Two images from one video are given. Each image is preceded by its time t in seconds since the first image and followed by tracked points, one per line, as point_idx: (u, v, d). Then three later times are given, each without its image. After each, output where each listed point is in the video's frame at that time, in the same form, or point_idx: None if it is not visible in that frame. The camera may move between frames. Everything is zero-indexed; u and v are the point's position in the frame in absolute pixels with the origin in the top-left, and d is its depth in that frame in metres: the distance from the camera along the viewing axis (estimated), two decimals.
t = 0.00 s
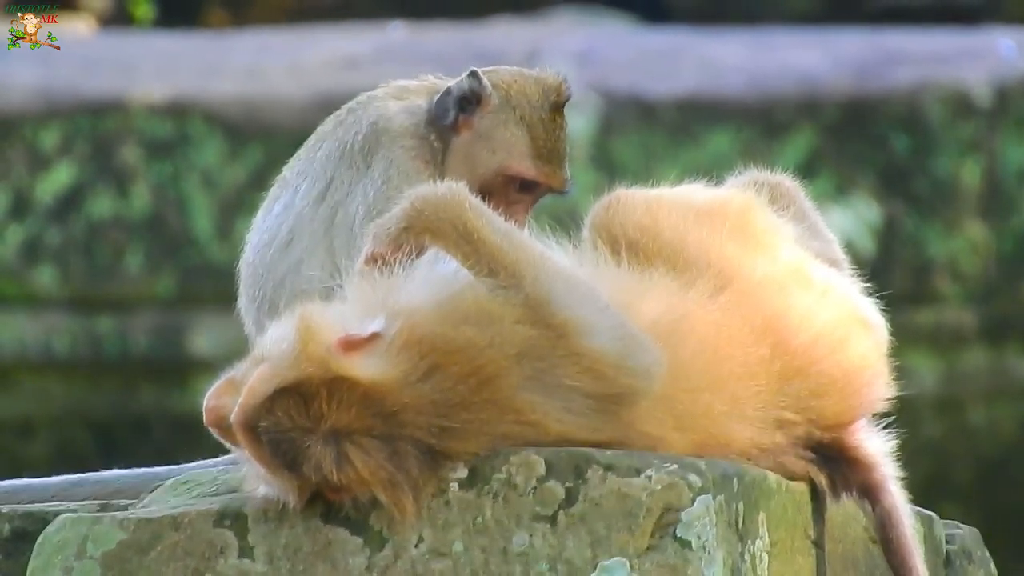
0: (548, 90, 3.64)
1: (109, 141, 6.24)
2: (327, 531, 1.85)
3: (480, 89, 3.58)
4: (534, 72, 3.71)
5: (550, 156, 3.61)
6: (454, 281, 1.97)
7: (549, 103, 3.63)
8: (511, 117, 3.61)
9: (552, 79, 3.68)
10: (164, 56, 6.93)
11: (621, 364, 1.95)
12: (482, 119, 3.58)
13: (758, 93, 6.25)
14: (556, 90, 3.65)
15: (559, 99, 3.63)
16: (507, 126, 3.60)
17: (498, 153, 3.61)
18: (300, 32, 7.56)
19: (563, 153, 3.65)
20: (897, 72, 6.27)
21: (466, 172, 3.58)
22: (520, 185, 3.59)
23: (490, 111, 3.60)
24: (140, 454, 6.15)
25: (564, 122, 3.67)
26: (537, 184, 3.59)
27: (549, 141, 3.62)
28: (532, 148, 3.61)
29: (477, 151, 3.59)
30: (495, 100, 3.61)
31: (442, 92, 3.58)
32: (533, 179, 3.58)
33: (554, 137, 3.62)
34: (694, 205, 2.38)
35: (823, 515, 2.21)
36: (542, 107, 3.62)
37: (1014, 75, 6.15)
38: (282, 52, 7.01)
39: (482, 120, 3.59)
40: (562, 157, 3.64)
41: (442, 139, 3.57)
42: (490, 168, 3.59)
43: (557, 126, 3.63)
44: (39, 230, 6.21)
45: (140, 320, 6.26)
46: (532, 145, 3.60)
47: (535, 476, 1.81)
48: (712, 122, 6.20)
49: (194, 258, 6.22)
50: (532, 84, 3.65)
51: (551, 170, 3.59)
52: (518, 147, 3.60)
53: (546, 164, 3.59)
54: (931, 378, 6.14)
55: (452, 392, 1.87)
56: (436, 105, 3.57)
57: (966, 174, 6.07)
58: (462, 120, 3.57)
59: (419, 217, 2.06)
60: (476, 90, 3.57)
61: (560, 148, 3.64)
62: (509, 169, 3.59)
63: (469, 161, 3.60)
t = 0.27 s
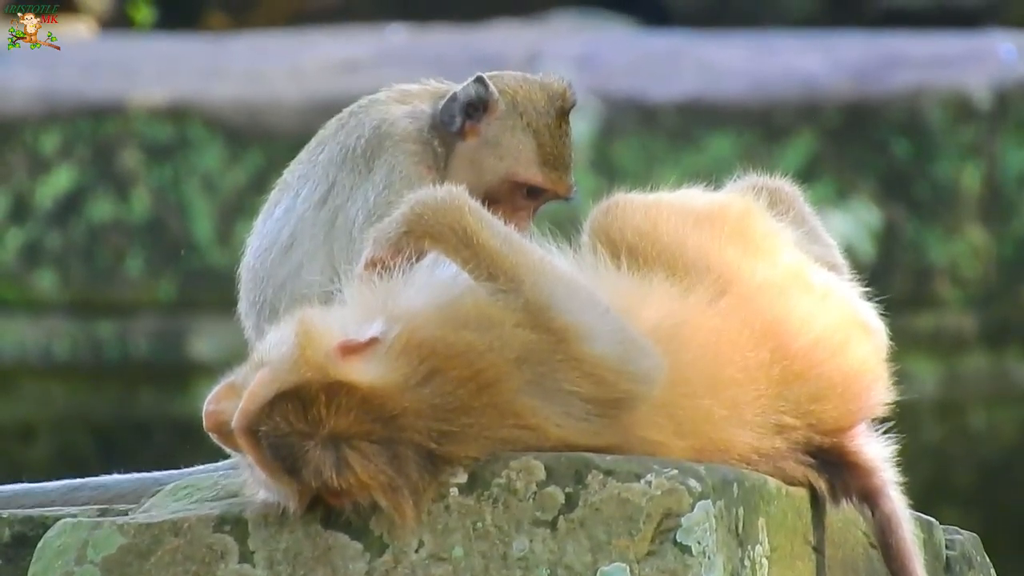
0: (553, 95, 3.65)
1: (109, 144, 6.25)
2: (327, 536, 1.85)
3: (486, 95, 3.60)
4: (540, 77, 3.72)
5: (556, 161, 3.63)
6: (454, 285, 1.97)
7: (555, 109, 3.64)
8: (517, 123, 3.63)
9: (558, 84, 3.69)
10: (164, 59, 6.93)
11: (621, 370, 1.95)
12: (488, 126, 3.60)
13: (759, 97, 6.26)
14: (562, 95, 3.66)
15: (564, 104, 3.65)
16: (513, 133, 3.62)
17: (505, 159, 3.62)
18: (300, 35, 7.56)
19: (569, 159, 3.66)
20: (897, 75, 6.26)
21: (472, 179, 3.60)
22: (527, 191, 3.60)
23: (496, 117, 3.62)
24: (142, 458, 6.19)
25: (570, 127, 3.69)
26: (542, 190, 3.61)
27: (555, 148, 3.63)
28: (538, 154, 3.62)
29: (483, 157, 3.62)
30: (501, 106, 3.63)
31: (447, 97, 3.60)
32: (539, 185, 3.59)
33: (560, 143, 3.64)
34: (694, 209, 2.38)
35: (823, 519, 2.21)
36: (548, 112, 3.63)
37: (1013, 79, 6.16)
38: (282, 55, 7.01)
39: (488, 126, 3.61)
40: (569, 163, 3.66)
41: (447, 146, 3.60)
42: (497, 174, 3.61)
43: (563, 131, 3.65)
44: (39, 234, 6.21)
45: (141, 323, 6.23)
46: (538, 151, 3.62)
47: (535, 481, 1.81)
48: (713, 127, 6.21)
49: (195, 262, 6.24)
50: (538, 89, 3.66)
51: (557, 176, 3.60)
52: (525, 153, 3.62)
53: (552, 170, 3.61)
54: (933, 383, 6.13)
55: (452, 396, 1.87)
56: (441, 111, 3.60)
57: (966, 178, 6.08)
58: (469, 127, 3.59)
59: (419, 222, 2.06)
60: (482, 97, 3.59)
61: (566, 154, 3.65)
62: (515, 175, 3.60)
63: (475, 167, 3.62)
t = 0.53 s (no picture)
0: (570, 106, 3.73)
1: (109, 145, 6.25)
2: (327, 536, 1.85)
3: (504, 103, 3.67)
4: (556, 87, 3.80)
5: (572, 172, 3.71)
6: (454, 286, 1.97)
7: (572, 119, 3.72)
8: (536, 132, 3.70)
9: (574, 94, 3.77)
10: (164, 60, 6.93)
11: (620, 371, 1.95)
12: (506, 133, 3.66)
13: (760, 98, 6.25)
14: (579, 106, 3.74)
15: (581, 115, 3.73)
16: (531, 141, 3.69)
17: (522, 166, 3.68)
18: (300, 36, 7.56)
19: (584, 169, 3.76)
20: (897, 77, 6.26)
21: (489, 184, 3.66)
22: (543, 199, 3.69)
23: (514, 125, 3.68)
24: (140, 460, 6.20)
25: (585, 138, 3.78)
26: (558, 200, 3.69)
27: (571, 158, 3.72)
28: (554, 163, 3.71)
29: (500, 164, 3.68)
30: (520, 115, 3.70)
31: (466, 104, 3.67)
32: (556, 195, 3.68)
33: (576, 153, 3.73)
34: (692, 211, 2.38)
35: (823, 520, 2.20)
36: (565, 122, 3.71)
37: (1014, 81, 6.14)
38: (282, 56, 7.01)
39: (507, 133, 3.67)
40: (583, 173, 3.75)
41: (466, 152, 3.66)
42: (514, 181, 3.66)
43: (579, 141, 3.74)
44: (39, 235, 6.21)
45: (141, 324, 6.23)
46: (555, 161, 3.71)
47: (534, 482, 1.81)
48: (713, 127, 6.21)
49: (196, 262, 6.22)
50: (555, 99, 3.74)
51: (573, 187, 3.69)
52: (542, 162, 3.70)
53: (568, 180, 3.69)
54: (933, 385, 6.12)
55: (451, 396, 1.87)
56: (460, 116, 3.66)
57: (966, 180, 6.06)
58: (487, 133, 3.65)
59: (419, 223, 2.07)
60: (502, 105, 3.66)
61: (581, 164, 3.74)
62: (532, 184, 3.67)
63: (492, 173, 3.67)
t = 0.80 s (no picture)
0: (574, 108, 3.74)
1: (109, 144, 6.25)
2: (328, 536, 1.85)
3: (508, 103, 3.69)
4: (561, 90, 3.81)
5: (574, 174, 3.71)
6: (454, 285, 1.97)
7: (575, 121, 3.72)
8: (539, 133, 3.70)
9: (578, 98, 3.78)
10: (165, 59, 6.94)
11: (621, 370, 1.94)
12: (509, 133, 3.67)
13: (761, 97, 6.23)
14: (583, 109, 3.75)
15: (585, 118, 3.73)
16: (534, 141, 3.69)
17: (525, 167, 3.68)
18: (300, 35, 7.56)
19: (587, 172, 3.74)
20: (896, 76, 6.26)
21: (491, 184, 3.65)
22: (545, 201, 3.67)
23: (518, 126, 3.69)
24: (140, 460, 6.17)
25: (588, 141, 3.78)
26: (560, 202, 3.68)
27: (573, 160, 3.71)
28: (557, 165, 3.70)
29: (503, 164, 3.67)
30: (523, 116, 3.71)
31: (470, 104, 3.68)
32: (557, 196, 3.67)
33: (579, 155, 3.72)
34: (691, 209, 2.39)
35: (823, 520, 2.19)
36: (569, 124, 3.71)
37: (1014, 80, 6.14)
38: (282, 55, 7.01)
39: (511, 133, 3.68)
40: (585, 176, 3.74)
41: (468, 150, 3.67)
42: (516, 181, 3.65)
43: (582, 144, 3.73)
44: (39, 234, 6.21)
45: (141, 322, 6.24)
46: (558, 162, 3.70)
47: (535, 481, 1.81)
48: (714, 126, 6.19)
49: (196, 262, 6.26)
50: (559, 102, 3.75)
51: (575, 189, 3.68)
52: (545, 163, 3.70)
53: (570, 182, 3.68)
54: (932, 383, 6.10)
55: (451, 395, 1.86)
56: (464, 116, 3.68)
57: (967, 179, 6.09)
58: (490, 133, 3.67)
59: (419, 221, 2.08)
60: (506, 105, 3.68)
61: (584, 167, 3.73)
62: (534, 185, 3.66)
63: (495, 173, 3.67)
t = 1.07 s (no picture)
0: (578, 105, 3.80)
1: (110, 139, 6.23)
2: (326, 529, 1.84)
3: (515, 100, 3.72)
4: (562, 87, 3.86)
5: (580, 170, 3.77)
6: (456, 280, 1.97)
7: (581, 118, 3.79)
8: (546, 129, 3.76)
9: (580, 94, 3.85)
10: (165, 54, 6.94)
11: (621, 365, 1.95)
12: (516, 130, 3.71)
13: (760, 92, 6.22)
14: (586, 105, 3.81)
15: (589, 115, 3.80)
16: (541, 138, 3.74)
17: (531, 164, 3.72)
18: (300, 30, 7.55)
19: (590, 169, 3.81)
20: (896, 72, 6.25)
21: (499, 181, 3.67)
22: (552, 198, 3.72)
23: (523, 122, 3.73)
24: (139, 455, 6.27)
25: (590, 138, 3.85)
26: (566, 198, 3.73)
27: (578, 157, 3.77)
28: (562, 161, 3.76)
29: (510, 160, 3.70)
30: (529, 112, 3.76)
31: (477, 100, 3.70)
32: (565, 193, 3.72)
33: (583, 151, 3.79)
34: (692, 203, 2.38)
35: (822, 513, 2.20)
36: (574, 121, 3.78)
37: (1014, 75, 6.14)
38: (283, 50, 7.01)
39: (518, 130, 3.72)
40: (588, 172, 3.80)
41: (476, 147, 3.68)
42: (523, 178, 3.69)
43: (587, 140, 3.80)
44: (39, 228, 6.22)
45: (140, 318, 6.24)
46: (564, 159, 3.76)
47: (534, 475, 1.81)
48: (713, 121, 6.20)
49: (196, 257, 6.23)
50: (563, 99, 3.81)
51: (581, 186, 3.74)
52: (552, 160, 3.75)
53: (576, 179, 3.75)
54: (932, 377, 6.13)
55: (451, 389, 1.87)
56: (470, 112, 3.69)
57: (967, 172, 6.06)
58: (497, 129, 3.69)
59: (420, 215, 2.11)
60: (512, 101, 3.72)
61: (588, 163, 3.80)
62: (541, 181, 3.71)
63: (502, 169, 3.69)
